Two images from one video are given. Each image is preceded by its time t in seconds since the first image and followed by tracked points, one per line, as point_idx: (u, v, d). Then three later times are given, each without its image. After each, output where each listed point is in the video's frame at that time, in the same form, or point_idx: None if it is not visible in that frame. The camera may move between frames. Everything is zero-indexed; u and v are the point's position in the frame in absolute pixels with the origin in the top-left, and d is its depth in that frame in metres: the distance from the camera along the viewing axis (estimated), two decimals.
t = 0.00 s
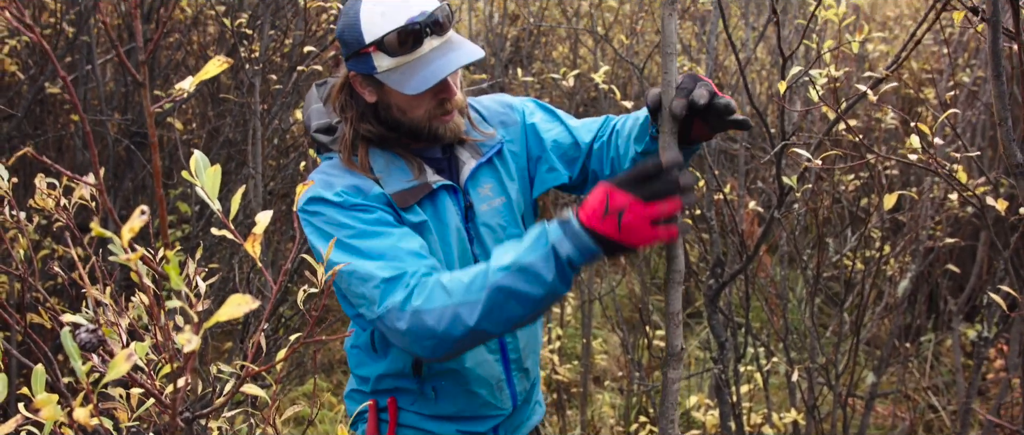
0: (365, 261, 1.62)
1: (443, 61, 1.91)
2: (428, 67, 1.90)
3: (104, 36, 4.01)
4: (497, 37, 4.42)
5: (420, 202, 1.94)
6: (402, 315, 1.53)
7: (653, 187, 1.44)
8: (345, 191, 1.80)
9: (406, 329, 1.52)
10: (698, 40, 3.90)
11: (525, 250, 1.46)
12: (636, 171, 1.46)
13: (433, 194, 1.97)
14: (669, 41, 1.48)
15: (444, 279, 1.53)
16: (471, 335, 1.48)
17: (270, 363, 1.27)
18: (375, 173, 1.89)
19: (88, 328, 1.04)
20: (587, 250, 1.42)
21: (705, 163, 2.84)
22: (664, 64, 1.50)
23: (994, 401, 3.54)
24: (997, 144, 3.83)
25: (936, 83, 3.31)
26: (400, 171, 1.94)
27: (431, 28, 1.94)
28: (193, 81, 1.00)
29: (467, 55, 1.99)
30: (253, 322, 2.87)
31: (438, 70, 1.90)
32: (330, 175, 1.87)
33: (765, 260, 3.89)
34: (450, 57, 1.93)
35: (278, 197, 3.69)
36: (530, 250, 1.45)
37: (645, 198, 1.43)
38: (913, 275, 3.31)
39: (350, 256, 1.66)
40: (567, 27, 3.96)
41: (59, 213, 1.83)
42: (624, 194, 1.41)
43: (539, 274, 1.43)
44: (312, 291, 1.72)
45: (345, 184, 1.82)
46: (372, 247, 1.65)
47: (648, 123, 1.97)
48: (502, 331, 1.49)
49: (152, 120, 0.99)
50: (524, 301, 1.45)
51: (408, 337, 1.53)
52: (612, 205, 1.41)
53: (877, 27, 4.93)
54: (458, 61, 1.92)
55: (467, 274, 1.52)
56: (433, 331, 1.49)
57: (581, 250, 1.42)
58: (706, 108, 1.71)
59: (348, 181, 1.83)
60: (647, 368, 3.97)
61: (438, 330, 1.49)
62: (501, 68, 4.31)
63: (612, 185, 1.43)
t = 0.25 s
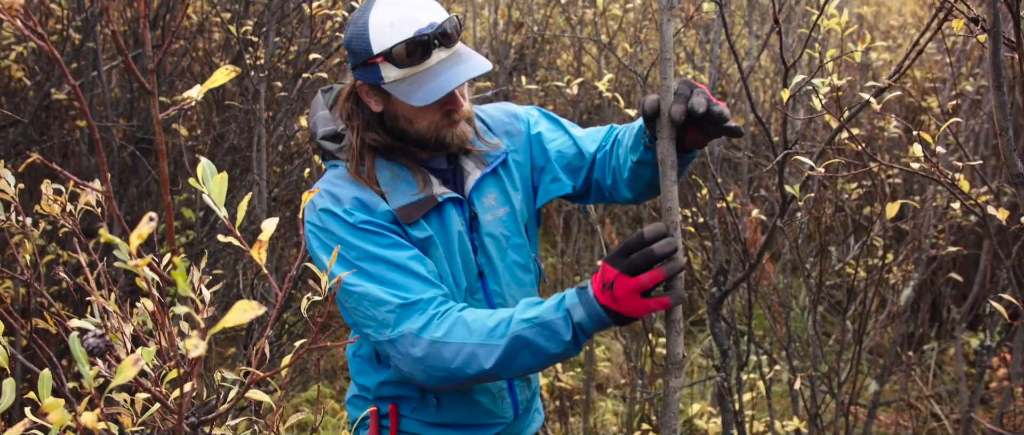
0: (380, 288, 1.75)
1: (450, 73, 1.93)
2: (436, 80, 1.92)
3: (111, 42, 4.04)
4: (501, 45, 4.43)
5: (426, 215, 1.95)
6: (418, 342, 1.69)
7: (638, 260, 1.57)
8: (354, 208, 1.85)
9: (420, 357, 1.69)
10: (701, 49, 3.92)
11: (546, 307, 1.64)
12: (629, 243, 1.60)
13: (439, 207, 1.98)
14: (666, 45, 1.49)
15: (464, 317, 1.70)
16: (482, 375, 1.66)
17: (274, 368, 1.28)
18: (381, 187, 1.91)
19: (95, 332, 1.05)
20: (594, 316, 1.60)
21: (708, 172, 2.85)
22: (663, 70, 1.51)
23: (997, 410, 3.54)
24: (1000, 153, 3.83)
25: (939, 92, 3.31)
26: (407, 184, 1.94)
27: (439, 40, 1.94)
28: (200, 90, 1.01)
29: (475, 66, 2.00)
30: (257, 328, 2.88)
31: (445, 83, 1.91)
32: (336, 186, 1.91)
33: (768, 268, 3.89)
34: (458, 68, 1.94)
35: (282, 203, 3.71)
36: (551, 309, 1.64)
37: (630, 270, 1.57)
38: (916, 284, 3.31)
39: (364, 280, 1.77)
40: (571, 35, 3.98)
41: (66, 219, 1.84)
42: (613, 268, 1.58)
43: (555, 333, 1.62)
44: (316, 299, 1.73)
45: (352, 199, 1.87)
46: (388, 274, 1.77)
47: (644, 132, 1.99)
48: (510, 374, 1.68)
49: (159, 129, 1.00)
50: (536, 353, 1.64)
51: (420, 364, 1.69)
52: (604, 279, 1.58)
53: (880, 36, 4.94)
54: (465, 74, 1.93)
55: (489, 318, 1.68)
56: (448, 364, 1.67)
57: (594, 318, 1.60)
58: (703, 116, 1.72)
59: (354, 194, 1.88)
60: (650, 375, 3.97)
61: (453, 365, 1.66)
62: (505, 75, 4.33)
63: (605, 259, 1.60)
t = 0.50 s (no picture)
0: (389, 286, 1.72)
1: (459, 77, 1.93)
2: (445, 84, 1.93)
3: (116, 46, 4.05)
4: (506, 50, 4.44)
5: (436, 216, 1.95)
6: (428, 340, 1.64)
7: (652, 221, 1.49)
8: (363, 208, 1.85)
9: (431, 355, 1.64)
10: (705, 54, 3.92)
11: (545, 280, 1.56)
12: (637, 205, 1.51)
13: (449, 208, 1.99)
14: (676, 53, 1.49)
15: (469, 306, 1.64)
16: (495, 361, 1.59)
17: (281, 370, 1.28)
18: (393, 188, 1.92)
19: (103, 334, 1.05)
20: (600, 280, 1.51)
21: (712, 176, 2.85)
22: (670, 77, 1.52)
23: (1001, 416, 3.53)
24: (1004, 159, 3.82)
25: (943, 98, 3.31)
26: (417, 186, 1.95)
27: (448, 44, 1.95)
28: (208, 95, 1.02)
29: (484, 71, 2.00)
30: (261, 331, 2.88)
31: (454, 87, 1.92)
32: (346, 189, 1.91)
33: (772, 273, 3.89)
34: (467, 72, 1.95)
35: (286, 207, 3.72)
36: (550, 281, 1.55)
37: (644, 232, 1.48)
38: (920, 289, 3.31)
39: (375, 280, 1.75)
40: (575, 40, 3.98)
41: (72, 221, 1.85)
42: (624, 230, 1.49)
43: (557, 303, 1.53)
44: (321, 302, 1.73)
45: (362, 201, 1.88)
46: (396, 271, 1.75)
47: (649, 139, 2.00)
48: (524, 355, 1.59)
49: (167, 133, 1.01)
50: (545, 328, 1.55)
51: (431, 361, 1.64)
52: (615, 242, 1.49)
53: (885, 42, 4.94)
54: (474, 79, 1.94)
55: (492, 303, 1.62)
56: (459, 357, 1.61)
57: (597, 282, 1.52)
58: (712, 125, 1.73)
59: (365, 196, 1.89)
60: (653, 380, 3.97)
61: (464, 358, 1.60)
62: (509, 80, 4.33)
63: (612, 223, 1.50)
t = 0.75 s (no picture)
0: (389, 284, 1.71)
1: (466, 78, 1.94)
2: (451, 85, 1.93)
3: (121, 46, 4.06)
4: (509, 51, 4.45)
5: (440, 217, 1.95)
6: (424, 341, 1.62)
7: (661, 218, 1.48)
8: (366, 207, 1.85)
9: (427, 356, 1.61)
10: (709, 56, 3.92)
11: (545, 283, 1.54)
12: (648, 202, 1.50)
13: (454, 210, 1.98)
14: (683, 51, 1.50)
15: (468, 307, 1.62)
16: (489, 364, 1.57)
17: (285, 370, 1.28)
18: (398, 189, 1.92)
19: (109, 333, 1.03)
20: (604, 285, 1.49)
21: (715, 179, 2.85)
22: (677, 73, 1.51)
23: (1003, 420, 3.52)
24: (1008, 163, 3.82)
25: (947, 101, 3.31)
26: (422, 187, 1.95)
27: (455, 45, 1.96)
28: (214, 94, 1.02)
29: (491, 73, 2.01)
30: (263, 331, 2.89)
31: (460, 88, 1.92)
32: (351, 190, 1.92)
33: (774, 276, 3.89)
34: (473, 73, 1.95)
35: (289, 208, 3.72)
36: (550, 284, 1.53)
37: (655, 229, 1.47)
38: (923, 292, 3.31)
39: (375, 278, 1.74)
40: (579, 42, 3.98)
41: (77, 221, 1.85)
42: (634, 229, 1.46)
43: (556, 309, 1.51)
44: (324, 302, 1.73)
45: (366, 200, 1.88)
46: (397, 272, 1.74)
47: (655, 139, 2.00)
48: (520, 360, 1.57)
49: (174, 133, 1.01)
50: (542, 332, 1.53)
51: (427, 362, 1.62)
52: (624, 240, 1.46)
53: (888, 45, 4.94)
54: (481, 80, 1.94)
55: (489, 304, 1.60)
56: (453, 358, 1.58)
57: (600, 285, 1.49)
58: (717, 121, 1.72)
59: (369, 196, 1.89)
60: (655, 382, 3.96)
61: (459, 359, 1.58)
62: (512, 82, 4.34)
63: (621, 221, 1.48)
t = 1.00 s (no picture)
0: (384, 300, 1.72)
1: (467, 75, 1.93)
2: (452, 82, 1.92)
3: (121, 40, 4.05)
4: (510, 46, 4.43)
5: (440, 218, 1.93)
6: (417, 364, 1.66)
7: (673, 333, 1.48)
8: (366, 211, 1.85)
9: (417, 379, 1.67)
10: (711, 51, 3.91)
11: (552, 354, 1.57)
12: (666, 311, 1.50)
13: (453, 209, 1.96)
14: (695, 34, 1.49)
15: (467, 342, 1.64)
16: (477, 406, 1.63)
17: (287, 365, 1.27)
18: (395, 189, 1.90)
19: (109, 327, 1.02)
20: (605, 376, 1.52)
21: (717, 174, 2.84)
22: (691, 56, 1.51)
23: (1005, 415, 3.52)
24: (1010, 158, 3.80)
25: (949, 96, 3.30)
26: (420, 186, 1.92)
27: (457, 41, 1.95)
28: (216, 86, 1.01)
29: (492, 70, 2.00)
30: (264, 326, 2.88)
31: (462, 86, 1.91)
32: (350, 190, 1.91)
33: (775, 271, 3.88)
34: (475, 71, 1.95)
35: (290, 202, 3.71)
36: (556, 357, 1.56)
37: (665, 343, 1.47)
38: (925, 288, 3.30)
39: (369, 290, 1.75)
40: (580, 36, 3.97)
41: (77, 215, 1.84)
42: (647, 337, 1.47)
43: (554, 381, 1.56)
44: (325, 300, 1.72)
45: (364, 203, 1.87)
46: (396, 289, 1.75)
47: (660, 128, 2.00)
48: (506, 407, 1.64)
49: (175, 126, 1.00)
50: (534, 395, 1.59)
51: (416, 384, 1.68)
52: (634, 345, 1.48)
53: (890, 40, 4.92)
54: (482, 77, 1.94)
55: (491, 349, 1.62)
56: (445, 389, 1.64)
57: (602, 375, 1.52)
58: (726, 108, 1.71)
59: (367, 198, 1.88)
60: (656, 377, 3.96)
61: (449, 391, 1.64)
62: (513, 77, 4.32)
63: (637, 325, 1.49)
